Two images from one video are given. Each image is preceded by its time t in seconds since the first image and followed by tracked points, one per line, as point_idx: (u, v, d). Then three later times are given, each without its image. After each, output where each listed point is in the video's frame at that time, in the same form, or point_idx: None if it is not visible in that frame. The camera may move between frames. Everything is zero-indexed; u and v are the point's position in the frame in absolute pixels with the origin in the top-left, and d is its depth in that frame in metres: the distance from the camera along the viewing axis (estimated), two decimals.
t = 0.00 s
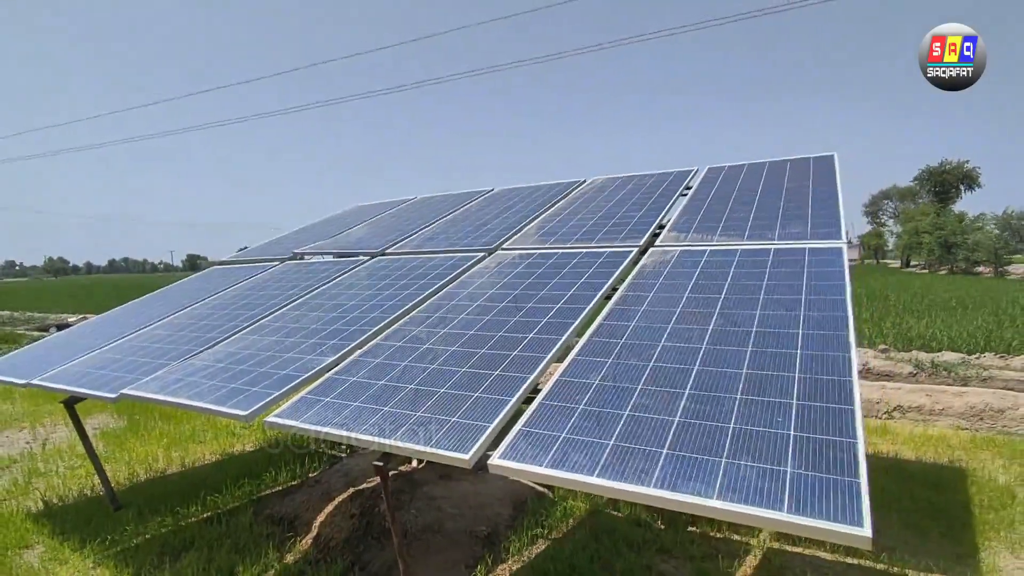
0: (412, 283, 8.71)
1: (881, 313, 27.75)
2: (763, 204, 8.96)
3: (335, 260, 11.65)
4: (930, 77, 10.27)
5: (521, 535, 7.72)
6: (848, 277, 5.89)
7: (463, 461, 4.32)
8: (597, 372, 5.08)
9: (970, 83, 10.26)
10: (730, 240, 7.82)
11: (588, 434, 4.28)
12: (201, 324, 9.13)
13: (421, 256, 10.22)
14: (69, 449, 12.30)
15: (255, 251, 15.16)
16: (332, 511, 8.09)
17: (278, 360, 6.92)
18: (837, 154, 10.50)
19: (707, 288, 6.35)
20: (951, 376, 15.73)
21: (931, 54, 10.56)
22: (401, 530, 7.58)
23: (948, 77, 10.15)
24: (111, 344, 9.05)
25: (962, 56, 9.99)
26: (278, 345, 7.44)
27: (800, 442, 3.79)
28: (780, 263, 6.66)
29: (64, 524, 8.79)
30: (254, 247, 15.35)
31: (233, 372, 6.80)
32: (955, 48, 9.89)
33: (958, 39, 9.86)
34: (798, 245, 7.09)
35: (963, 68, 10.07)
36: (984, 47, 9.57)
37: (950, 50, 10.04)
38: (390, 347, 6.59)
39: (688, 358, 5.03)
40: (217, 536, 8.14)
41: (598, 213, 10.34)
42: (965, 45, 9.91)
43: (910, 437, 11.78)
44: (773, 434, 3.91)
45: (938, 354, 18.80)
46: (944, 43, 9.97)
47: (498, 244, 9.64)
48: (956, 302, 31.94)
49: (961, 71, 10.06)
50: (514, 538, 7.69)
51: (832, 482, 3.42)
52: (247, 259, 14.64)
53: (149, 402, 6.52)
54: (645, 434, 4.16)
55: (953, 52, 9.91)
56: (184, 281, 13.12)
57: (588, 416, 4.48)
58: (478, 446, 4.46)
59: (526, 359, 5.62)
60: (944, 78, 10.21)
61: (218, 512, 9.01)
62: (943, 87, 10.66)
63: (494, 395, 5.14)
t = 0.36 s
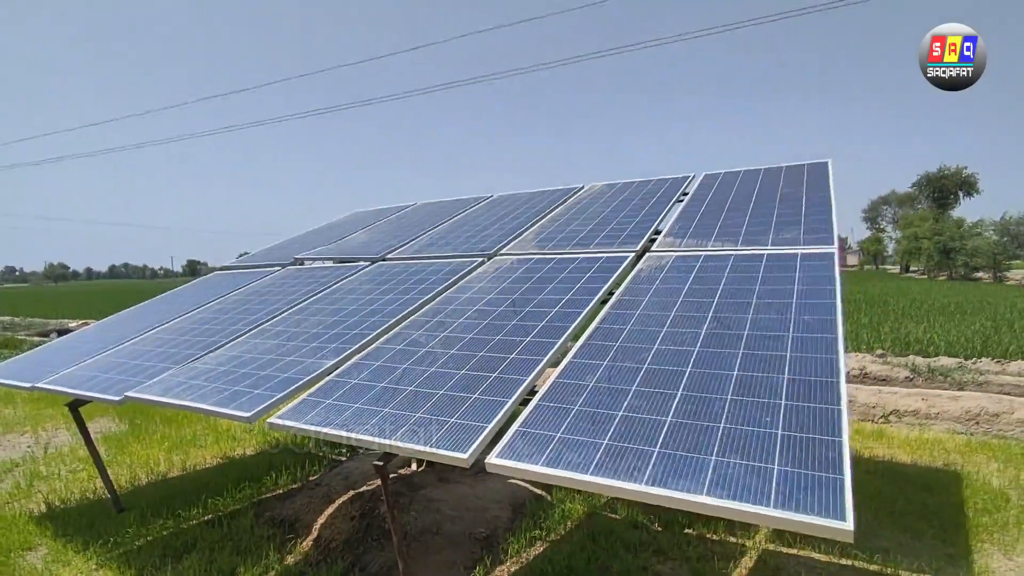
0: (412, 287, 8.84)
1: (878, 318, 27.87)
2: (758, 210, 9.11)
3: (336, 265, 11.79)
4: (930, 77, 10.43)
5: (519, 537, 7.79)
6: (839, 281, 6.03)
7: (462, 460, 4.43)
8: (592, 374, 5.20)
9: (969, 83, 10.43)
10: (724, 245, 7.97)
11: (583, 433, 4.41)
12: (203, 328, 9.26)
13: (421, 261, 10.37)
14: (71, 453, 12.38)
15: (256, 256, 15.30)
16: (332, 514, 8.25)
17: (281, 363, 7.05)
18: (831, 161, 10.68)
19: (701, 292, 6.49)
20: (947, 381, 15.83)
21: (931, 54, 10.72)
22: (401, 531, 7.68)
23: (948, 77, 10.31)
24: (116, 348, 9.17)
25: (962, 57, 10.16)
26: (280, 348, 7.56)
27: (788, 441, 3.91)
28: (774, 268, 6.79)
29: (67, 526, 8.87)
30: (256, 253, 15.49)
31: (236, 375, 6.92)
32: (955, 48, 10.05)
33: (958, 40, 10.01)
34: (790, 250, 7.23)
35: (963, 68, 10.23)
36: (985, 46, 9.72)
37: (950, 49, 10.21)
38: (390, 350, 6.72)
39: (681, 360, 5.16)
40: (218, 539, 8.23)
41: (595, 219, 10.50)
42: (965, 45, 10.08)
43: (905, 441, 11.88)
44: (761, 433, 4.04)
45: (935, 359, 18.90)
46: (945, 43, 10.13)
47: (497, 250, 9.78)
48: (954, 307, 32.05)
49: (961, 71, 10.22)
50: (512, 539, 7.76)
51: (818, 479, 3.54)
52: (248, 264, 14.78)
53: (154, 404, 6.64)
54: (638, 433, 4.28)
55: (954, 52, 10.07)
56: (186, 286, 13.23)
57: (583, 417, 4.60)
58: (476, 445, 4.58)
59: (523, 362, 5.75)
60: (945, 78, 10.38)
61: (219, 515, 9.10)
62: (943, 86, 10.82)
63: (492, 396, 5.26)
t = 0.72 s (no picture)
0: (412, 290, 8.99)
1: (876, 323, 28.02)
2: (753, 214, 9.27)
3: (338, 268, 11.94)
4: (931, 77, 10.59)
5: (518, 537, 7.87)
6: (830, 283, 6.16)
7: (461, 457, 4.56)
8: (589, 374, 5.33)
9: (970, 81, 10.59)
10: (720, 248, 8.11)
11: (578, 430, 4.53)
12: (207, 331, 9.39)
13: (421, 265, 10.51)
14: (73, 455, 12.49)
15: (258, 261, 15.46)
16: (333, 515, 8.36)
17: (283, 364, 7.18)
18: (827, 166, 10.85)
19: (696, 294, 6.63)
20: (944, 384, 15.93)
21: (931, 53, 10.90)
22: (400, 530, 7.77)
23: (949, 77, 10.47)
24: (121, 350, 9.32)
25: (962, 57, 10.32)
26: (283, 350, 7.70)
27: (777, 437, 4.04)
28: (767, 271, 6.94)
29: (71, 527, 8.98)
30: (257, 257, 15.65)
31: (240, 376, 7.06)
32: (955, 48, 10.21)
33: (958, 40, 10.16)
34: (784, 254, 7.37)
35: (963, 67, 10.39)
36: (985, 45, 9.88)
37: (951, 49, 10.37)
38: (391, 351, 6.85)
39: (675, 360, 5.29)
40: (221, 539, 8.34)
41: (593, 224, 10.65)
42: (966, 45, 10.24)
43: (900, 443, 11.99)
44: (752, 429, 4.16)
45: (932, 362, 19.02)
46: (945, 43, 10.30)
47: (496, 253, 9.93)
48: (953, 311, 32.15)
49: (961, 71, 10.38)
50: (511, 539, 7.85)
51: (805, 472, 3.66)
52: (250, 268, 14.93)
53: (159, 404, 6.76)
54: (633, 430, 4.41)
55: (954, 52, 10.22)
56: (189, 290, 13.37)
57: (579, 414, 4.73)
58: (475, 442, 4.70)
59: (520, 362, 5.89)
60: (945, 78, 10.54)
61: (221, 516, 9.20)
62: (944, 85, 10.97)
63: (490, 396, 5.39)
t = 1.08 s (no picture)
0: (414, 288, 9.10)
1: (874, 322, 28.11)
2: (750, 212, 9.39)
3: (339, 267, 12.06)
4: (931, 77, 10.70)
5: (517, 531, 7.98)
6: (825, 279, 6.28)
7: (462, 448, 4.67)
8: (587, 369, 5.45)
9: (970, 81, 10.70)
10: (717, 246, 8.23)
11: (576, 422, 4.65)
12: (211, 328, 9.51)
13: (422, 263, 10.63)
14: (77, 452, 12.60)
15: (260, 260, 15.58)
16: (335, 509, 8.59)
17: (287, 360, 7.29)
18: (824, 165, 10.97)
19: (693, 291, 6.75)
20: (940, 382, 16.06)
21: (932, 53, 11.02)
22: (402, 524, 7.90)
23: (949, 77, 10.59)
24: (125, 347, 9.43)
25: (962, 57, 10.43)
26: (286, 346, 7.81)
27: (770, 427, 4.16)
28: (763, 268, 7.06)
29: (76, 522, 9.08)
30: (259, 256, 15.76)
31: (244, 372, 7.17)
32: (955, 48, 10.32)
33: (958, 40, 10.27)
34: (780, 251, 7.49)
35: (963, 67, 10.51)
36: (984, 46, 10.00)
37: (951, 49, 10.48)
38: (392, 347, 6.97)
39: (671, 354, 5.41)
40: (225, 533, 8.45)
41: (592, 222, 10.77)
42: (966, 45, 10.36)
43: (896, 440, 12.11)
44: (745, 421, 4.28)
45: (930, 360, 19.15)
46: (946, 43, 10.41)
47: (496, 252, 10.04)
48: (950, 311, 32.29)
49: (961, 71, 10.50)
50: (511, 533, 7.96)
51: (796, 460, 3.78)
52: (252, 267, 15.05)
53: (164, 399, 6.87)
54: (630, 422, 4.53)
55: (954, 52, 10.34)
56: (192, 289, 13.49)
57: (577, 407, 4.85)
58: (476, 434, 4.82)
59: (520, 357, 6.01)
60: (945, 78, 10.66)
61: (224, 511, 9.31)
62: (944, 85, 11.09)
63: (491, 389, 5.51)
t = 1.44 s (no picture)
0: (416, 286, 9.17)
1: (875, 322, 28.11)
2: (750, 211, 9.44)
3: (342, 266, 12.13)
4: (930, 77, 10.76)
5: (519, 528, 8.05)
6: (824, 277, 6.35)
7: (467, 442, 4.76)
8: (589, 365, 5.52)
9: (969, 81, 10.76)
10: (717, 245, 8.29)
11: (578, 417, 4.73)
12: (215, 326, 9.59)
13: (425, 262, 10.71)
14: (81, 450, 12.69)
15: (263, 259, 15.66)
16: (339, 506, 8.65)
17: (292, 357, 7.37)
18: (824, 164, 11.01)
19: (693, 289, 6.81)
20: (940, 382, 16.10)
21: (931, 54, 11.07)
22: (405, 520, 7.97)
23: (949, 77, 10.65)
24: (131, 345, 9.52)
25: (962, 57, 10.49)
26: (290, 344, 7.89)
27: (769, 421, 4.23)
28: (763, 266, 7.12)
29: (82, 518, 9.17)
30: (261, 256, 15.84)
31: (249, 369, 7.25)
32: (955, 48, 10.36)
33: (958, 40, 10.31)
34: (779, 249, 7.56)
35: (962, 67, 10.56)
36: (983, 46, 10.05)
37: (950, 49, 10.53)
38: (396, 344, 7.04)
39: (672, 350, 5.49)
40: (229, 529, 8.53)
41: (593, 221, 10.84)
42: (965, 45, 10.41)
43: (896, 438, 12.15)
44: (744, 415, 4.36)
45: (930, 360, 19.16)
46: (945, 43, 10.46)
47: (498, 251, 10.12)
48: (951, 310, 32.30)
49: (961, 71, 10.56)
50: (513, 529, 8.03)
51: (795, 453, 3.86)
52: (255, 266, 15.13)
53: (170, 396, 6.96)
54: (631, 416, 4.61)
55: (954, 52, 10.39)
56: (195, 288, 13.57)
57: (579, 402, 4.93)
58: (480, 429, 4.90)
59: (522, 354, 6.08)
60: (945, 78, 10.72)
61: (229, 507, 9.40)
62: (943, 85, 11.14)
63: (493, 386, 5.58)
